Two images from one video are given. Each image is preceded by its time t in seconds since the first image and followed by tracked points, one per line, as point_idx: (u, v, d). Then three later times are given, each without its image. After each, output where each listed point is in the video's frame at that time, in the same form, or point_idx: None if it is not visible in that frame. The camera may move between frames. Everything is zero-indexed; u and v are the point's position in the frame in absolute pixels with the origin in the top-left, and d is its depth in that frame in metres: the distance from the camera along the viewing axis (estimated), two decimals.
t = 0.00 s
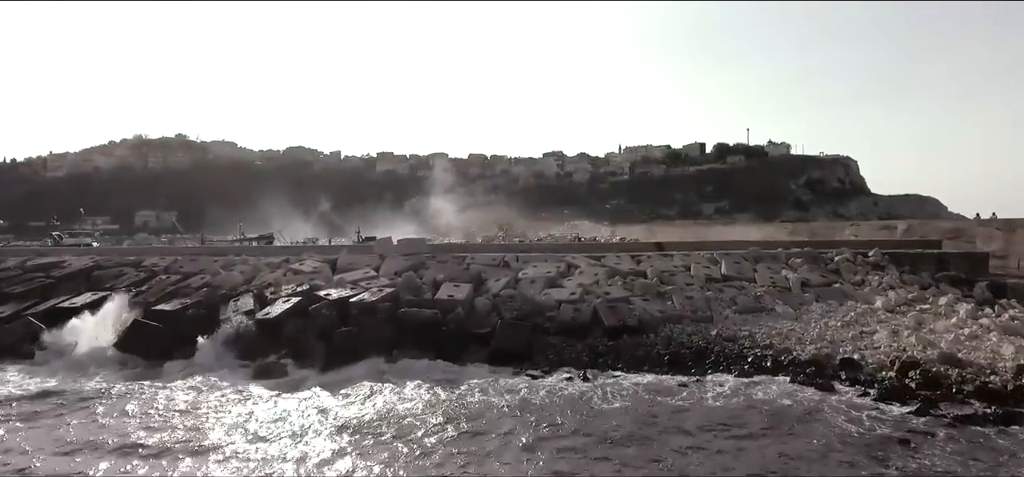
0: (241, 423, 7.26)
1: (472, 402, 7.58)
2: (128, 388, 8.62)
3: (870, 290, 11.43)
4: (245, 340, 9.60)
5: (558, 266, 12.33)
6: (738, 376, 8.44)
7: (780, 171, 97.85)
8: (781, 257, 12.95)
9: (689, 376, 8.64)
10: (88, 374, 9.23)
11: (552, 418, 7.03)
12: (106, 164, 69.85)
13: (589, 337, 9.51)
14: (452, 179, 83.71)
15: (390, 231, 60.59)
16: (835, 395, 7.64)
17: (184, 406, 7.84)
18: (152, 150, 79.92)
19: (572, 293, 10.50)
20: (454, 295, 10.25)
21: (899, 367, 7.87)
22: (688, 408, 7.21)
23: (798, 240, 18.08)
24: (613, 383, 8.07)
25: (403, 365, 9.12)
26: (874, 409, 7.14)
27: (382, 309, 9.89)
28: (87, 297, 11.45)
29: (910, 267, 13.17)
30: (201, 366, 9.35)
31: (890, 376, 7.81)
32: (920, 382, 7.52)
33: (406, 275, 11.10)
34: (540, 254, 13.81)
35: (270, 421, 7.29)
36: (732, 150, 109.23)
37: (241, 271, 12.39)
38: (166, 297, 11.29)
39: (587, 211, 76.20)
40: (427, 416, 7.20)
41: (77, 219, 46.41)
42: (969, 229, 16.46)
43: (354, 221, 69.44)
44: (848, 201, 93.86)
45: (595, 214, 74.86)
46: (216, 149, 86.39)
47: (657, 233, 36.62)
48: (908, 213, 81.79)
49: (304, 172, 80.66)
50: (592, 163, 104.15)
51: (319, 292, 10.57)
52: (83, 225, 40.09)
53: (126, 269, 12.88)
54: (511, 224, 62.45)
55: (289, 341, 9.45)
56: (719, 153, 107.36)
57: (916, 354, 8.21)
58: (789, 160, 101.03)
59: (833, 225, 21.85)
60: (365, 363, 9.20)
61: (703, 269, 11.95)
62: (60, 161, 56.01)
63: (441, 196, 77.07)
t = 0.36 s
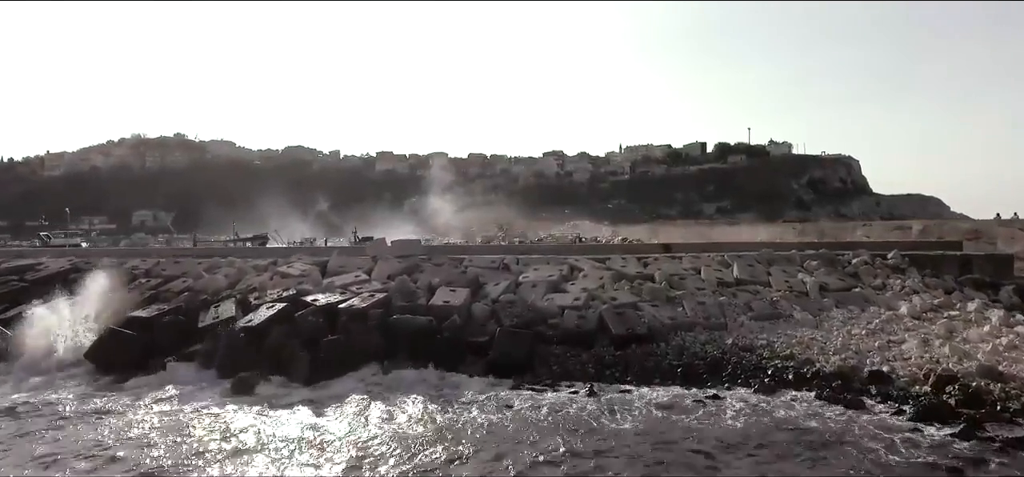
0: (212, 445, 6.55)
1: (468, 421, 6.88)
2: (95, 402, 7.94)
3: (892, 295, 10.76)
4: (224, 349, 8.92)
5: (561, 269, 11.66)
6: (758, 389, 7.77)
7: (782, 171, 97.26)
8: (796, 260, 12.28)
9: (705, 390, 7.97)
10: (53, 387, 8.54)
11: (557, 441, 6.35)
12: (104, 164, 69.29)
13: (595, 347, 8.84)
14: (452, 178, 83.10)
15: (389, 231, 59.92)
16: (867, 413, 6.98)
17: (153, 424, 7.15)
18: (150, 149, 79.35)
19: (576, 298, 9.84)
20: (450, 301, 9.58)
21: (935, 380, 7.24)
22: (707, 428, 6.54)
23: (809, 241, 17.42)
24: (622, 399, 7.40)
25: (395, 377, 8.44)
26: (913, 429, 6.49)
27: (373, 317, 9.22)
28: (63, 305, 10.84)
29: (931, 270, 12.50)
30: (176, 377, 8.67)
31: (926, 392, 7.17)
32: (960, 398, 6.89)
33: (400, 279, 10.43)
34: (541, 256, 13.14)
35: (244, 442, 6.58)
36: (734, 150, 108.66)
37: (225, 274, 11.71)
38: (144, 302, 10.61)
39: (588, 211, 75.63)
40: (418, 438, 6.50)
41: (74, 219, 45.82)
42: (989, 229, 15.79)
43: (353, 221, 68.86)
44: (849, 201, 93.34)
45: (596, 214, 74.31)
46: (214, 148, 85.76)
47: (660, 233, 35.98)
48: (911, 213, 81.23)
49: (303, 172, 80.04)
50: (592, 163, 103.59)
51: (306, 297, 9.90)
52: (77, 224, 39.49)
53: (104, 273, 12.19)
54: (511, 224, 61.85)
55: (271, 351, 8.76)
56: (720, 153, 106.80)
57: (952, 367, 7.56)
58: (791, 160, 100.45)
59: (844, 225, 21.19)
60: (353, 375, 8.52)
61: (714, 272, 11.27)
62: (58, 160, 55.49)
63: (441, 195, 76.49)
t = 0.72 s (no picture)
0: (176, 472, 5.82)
1: (465, 445, 6.18)
2: (53, 422, 7.22)
3: (919, 300, 10.08)
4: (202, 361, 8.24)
5: (563, 272, 10.99)
6: (783, 406, 7.08)
7: (784, 170, 96.67)
8: (813, 263, 11.59)
9: (723, 407, 7.29)
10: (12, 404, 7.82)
11: (565, 470, 5.64)
12: (101, 163, 68.65)
13: (602, 358, 8.16)
14: (452, 178, 82.52)
15: (389, 231, 59.29)
16: (907, 434, 6.32)
17: (112, 448, 6.42)
18: (148, 147, 78.74)
19: (581, 304, 9.16)
20: (446, 308, 8.89)
21: (978, 399, 6.61)
22: (732, 455, 5.86)
23: (822, 241, 16.76)
24: (634, 419, 6.72)
25: (385, 392, 7.76)
26: (963, 456, 5.84)
27: (362, 326, 8.55)
28: (34, 315, 10.24)
29: (955, 273, 11.81)
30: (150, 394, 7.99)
31: (970, 412, 6.54)
32: (1008, 419, 6.26)
33: (391, 284, 9.75)
34: (543, 258, 12.45)
35: (213, 469, 5.85)
36: (735, 149, 108.09)
37: (208, 278, 11.00)
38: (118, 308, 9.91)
39: (589, 211, 75.03)
40: (408, 465, 5.79)
41: (70, 218, 45.14)
42: (1010, 230, 15.10)
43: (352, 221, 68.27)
44: (851, 200, 92.89)
45: (597, 214, 73.73)
46: (212, 148, 85.12)
47: (663, 233, 35.31)
48: (914, 213, 80.70)
49: (302, 171, 79.43)
50: (592, 162, 102.99)
51: (291, 303, 9.21)
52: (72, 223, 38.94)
53: (80, 276, 11.49)
54: (512, 224, 61.21)
55: (249, 364, 8.04)
56: (721, 152, 106.21)
57: (995, 383, 6.90)
58: (793, 159, 99.90)
59: (855, 226, 20.53)
60: (339, 392, 7.82)
61: (727, 276, 10.58)
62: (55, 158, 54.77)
63: (441, 195, 75.91)
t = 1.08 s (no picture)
0: None
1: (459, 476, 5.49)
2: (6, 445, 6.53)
3: (948, 307, 9.39)
4: (173, 375, 7.57)
5: (567, 276, 10.30)
6: (812, 426, 6.40)
7: (785, 170, 96.11)
8: (832, 266, 10.91)
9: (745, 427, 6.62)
10: None
11: None
12: (100, 162, 68.24)
13: (610, 372, 7.48)
14: (452, 178, 82.00)
15: (389, 232, 58.80)
16: (955, 463, 5.65)
17: None
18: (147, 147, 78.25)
19: (587, 312, 8.47)
20: (440, 317, 8.22)
21: None
22: None
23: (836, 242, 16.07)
24: (647, 445, 6.02)
25: (372, 411, 7.07)
26: None
27: (349, 336, 7.88)
28: None
29: (983, 276, 11.12)
30: (116, 412, 7.32)
31: None
32: None
33: (382, 289, 9.06)
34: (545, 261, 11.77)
35: None
36: (737, 149, 107.48)
37: (188, 283, 10.34)
38: (89, 314, 9.24)
39: (590, 211, 74.52)
40: None
41: (66, 219, 44.74)
42: None
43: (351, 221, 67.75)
44: (853, 200, 92.32)
45: (598, 214, 73.22)
46: (211, 148, 84.64)
47: (667, 232, 34.69)
48: (917, 213, 80.17)
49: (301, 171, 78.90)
50: (594, 162, 102.47)
51: (273, 312, 8.55)
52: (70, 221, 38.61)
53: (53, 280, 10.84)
54: (512, 224, 60.64)
55: (225, 379, 7.37)
56: (723, 151, 105.64)
57: None
58: (795, 159, 99.36)
59: (868, 226, 19.86)
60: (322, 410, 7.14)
61: (742, 281, 9.90)
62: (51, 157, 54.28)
63: (440, 194, 75.34)
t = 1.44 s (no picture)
0: None
1: None
2: None
3: (983, 314, 8.71)
4: (139, 393, 6.89)
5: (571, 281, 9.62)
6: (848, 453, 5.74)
7: (787, 170, 95.65)
8: (853, 271, 10.23)
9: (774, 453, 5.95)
10: None
11: None
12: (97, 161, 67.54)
13: (620, 389, 6.80)
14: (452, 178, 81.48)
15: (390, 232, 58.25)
16: None
17: None
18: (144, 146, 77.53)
19: (594, 323, 7.78)
20: (433, 327, 7.53)
21: None
22: None
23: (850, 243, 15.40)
24: None
25: (358, 435, 6.39)
26: None
27: (333, 350, 7.21)
28: None
29: (1014, 281, 10.44)
30: (75, 435, 6.63)
31: None
32: None
33: (371, 295, 8.37)
34: (548, 265, 11.08)
35: None
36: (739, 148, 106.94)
37: (165, 289, 9.65)
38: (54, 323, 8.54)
39: (592, 210, 74.01)
40: None
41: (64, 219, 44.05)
42: None
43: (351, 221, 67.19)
44: (856, 200, 91.86)
45: (600, 213, 72.72)
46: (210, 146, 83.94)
47: (669, 233, 34.09)
48: (920, 212, 79.73)
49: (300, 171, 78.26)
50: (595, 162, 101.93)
51: (251, 321, 7.85)
52: (66, 220, 37.98)
53: (21, 286, 10.14)
54: (513, 224, 60.07)
55: (195, 398, 6.70)
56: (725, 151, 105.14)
57: None
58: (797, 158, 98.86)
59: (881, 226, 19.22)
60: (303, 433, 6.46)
61: (758, 287, 9.21)
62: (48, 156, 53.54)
63: (441, 194, 74.79)
